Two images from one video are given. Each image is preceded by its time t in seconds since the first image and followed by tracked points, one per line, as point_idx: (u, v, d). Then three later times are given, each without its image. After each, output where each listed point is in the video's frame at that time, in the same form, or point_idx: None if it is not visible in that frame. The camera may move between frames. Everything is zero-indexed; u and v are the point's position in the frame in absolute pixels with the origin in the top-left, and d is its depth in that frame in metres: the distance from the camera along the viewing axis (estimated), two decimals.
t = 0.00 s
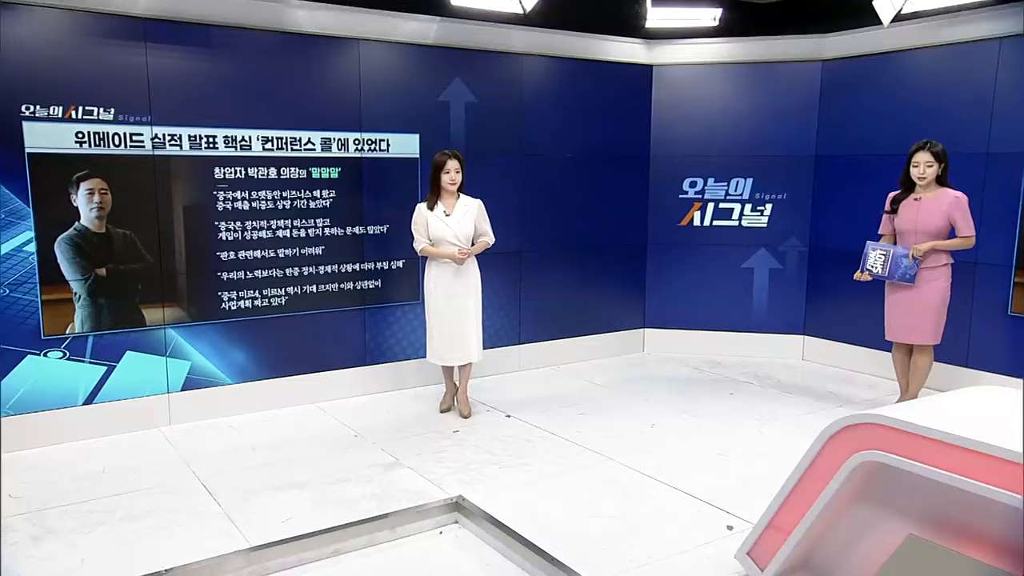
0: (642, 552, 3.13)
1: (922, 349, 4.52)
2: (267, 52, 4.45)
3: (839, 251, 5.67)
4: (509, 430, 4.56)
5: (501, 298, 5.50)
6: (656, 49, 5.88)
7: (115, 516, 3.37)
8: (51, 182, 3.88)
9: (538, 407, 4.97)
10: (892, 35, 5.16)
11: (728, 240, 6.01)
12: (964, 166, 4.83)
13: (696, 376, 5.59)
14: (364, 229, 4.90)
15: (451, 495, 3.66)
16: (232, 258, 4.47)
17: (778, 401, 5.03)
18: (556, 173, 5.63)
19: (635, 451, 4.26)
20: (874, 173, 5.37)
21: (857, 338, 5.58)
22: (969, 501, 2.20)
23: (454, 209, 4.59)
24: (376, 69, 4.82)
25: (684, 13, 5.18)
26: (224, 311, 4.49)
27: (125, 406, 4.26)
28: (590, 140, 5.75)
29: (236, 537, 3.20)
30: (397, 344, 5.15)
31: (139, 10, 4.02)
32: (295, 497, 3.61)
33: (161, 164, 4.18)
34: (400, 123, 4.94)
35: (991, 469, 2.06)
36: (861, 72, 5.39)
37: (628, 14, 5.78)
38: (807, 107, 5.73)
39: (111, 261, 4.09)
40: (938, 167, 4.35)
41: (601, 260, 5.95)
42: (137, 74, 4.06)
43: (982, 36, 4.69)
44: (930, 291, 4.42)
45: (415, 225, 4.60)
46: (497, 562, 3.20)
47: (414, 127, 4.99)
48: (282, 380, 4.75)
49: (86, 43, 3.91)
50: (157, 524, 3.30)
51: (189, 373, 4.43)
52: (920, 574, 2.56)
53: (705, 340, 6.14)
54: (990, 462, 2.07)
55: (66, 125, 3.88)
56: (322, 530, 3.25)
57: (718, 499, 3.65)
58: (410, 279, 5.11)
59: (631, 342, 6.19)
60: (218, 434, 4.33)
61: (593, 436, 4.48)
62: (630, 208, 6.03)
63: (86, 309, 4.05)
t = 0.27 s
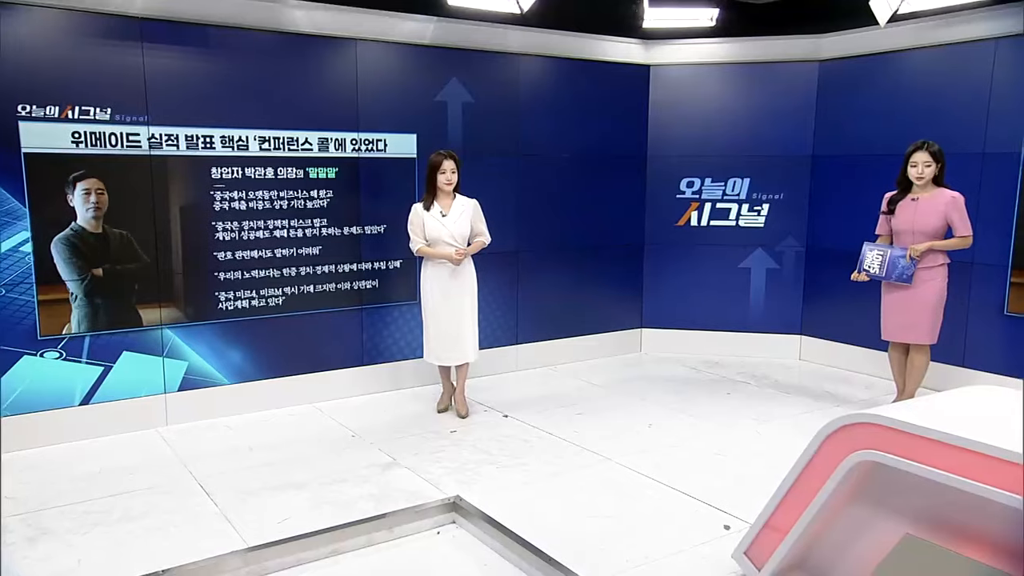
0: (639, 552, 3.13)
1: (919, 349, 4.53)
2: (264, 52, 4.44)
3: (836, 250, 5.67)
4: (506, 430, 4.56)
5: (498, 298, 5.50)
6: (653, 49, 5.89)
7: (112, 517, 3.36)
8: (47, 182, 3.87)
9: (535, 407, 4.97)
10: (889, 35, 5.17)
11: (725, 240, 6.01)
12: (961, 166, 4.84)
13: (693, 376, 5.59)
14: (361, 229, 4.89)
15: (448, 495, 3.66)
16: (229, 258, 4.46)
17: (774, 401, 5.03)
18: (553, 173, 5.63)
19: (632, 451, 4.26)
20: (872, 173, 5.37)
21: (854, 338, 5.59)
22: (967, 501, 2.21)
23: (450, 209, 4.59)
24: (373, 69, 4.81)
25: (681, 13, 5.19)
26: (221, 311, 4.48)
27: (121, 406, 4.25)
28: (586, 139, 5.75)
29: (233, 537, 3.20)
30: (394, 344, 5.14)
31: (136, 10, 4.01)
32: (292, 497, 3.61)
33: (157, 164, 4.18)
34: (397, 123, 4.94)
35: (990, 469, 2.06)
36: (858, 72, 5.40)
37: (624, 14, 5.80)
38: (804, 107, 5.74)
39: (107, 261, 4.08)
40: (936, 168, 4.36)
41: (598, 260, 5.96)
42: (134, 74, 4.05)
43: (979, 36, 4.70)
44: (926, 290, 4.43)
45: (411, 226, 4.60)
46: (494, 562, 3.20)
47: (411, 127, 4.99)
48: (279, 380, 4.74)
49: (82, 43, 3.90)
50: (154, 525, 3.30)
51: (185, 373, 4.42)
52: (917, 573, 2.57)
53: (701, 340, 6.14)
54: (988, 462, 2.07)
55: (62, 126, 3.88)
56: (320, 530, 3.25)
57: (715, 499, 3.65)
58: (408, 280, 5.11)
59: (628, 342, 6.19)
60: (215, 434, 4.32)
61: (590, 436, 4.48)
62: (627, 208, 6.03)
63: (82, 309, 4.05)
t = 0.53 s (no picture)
0: (631, 552, 3.13)
1: (908, 348, 4.56)
2: (254, 52, 4.43)
3: (826, 250, 5.70)
4: (498, 430, 4.56)
5: (489, 298, 5.50)
6: (644, 49, 5.90)
7: (101, 518, 3.35)
8: (36, 182, 3.84)
9: (527, 407, 4.98)
10: (879, 36, 5.20)
11: (716, 240, 6.02)
12: (949, 167, 4.87)
13: (684, 375, 5.61)
14: (352, 229, 4.88)
15: (440, 495, 3.66)
16: (219, 258, 4.45)
17: (765, 401, 5.05)
18: (545, 173, 5.64)
19: (624, 451, 4.26)
20: (862, 173, 5.40)
21: (844, 337, 5.62)
22: (960, 501, 2.21)
23: (442, 209, 4.59)
24: (364, 69, 4.80)
25: (672, 13, 5.20)
26: (212, 312, 4.47)
27: (110, 408, 4.22)
28: (577, 140, 5.76)
29: (224, 539, 3.19)
30: (386, 344, 5.14)
31: (125, 9, 3.99)
32: (283, 498, 3.60)
33: (147, 164, 4.16)
34: (388, 123, 4.93)
35: (989, 470, 2.06)
36: (848, 72, 5.42)
37: (616, 14, 5.83)
38: (794, 108, 5.76)
39: (96, 261, 4.06)
40: (924, 167, 4.39)
41: (590, 260, 5.97)
42: (123, 74, 4.03)
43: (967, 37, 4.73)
44: (915, 290, 4.46)
45: (402, 227, 4.55)
46: (486, 562, 3.20)
47: (402, 127, 4.99)
48: (271, 381, 4.73)
49: (70, 42, 3.88)
50: (143, 526, 3.28)
51: (176, 374, 4.41)
52: (906, 573, 2.58)
53: (693, 340, 6.16)
54: (987, 463, 2.06)
55: (51, 125, 3.85)
56: (311, 531, 3.24)
57: (706, 498, 3.67)
58: (399, 280, 5.11)
59: (620, 342, 6.20)
60: (206, 435, 4.30)
61: (582, 436, 4.49)
62: (618, 208, 6.04)
63: (71, 309, 4.02)
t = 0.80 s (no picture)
0: (614, 552, 3.14)
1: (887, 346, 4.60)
2: (236, 51, 4.40)
3: (807, 250, 5.75)
4: (482, 430, 4.56)
5: (473, 298, 5.50)
6: (627, 50, 5.91)
7: (80, 522, 3.31)
8: (14, 182, 3.80)
9: (511, 407, 4.98)
10: (858, 38, 5.25)
11: (699, 240, 6.05)
12: (928, 167, 4.92)
13: (667, 375, 5.63)
14: (336, 229, 4.86)
15: (424, 495, 3.65)
16: (201, 259, 4.41)
17: (748, 399, 5.08)
18: (529, 174, 5.64)
19: (608, 450, 4.28)
20: (842, 173, 5.44)
21: (826, 336, 5.67)
22: (947, 500, 2.21)
23: (430, 212, 4.59)
24: (347, 69, 4.79)
25: (655, 14, 5.21)
26: (194, 313, 4.43)
27: (90, 410, 4.18)
28: (560, 140, 5.77)
29: (205, 541, 3.17)
30: (370, 345, 5.12)
31: (103, 8, 3.96)
32: (265, 500, 3.58)
33: (128, 164, 4.12)
34: (371, 123, 4.91)
35: (988, 474, 2.04)
36: (829, 73, 5.47)
37: (600, 15, 5.87)
38: (776, 109, 5.80)
39: (75, 262, 4.02)
40: (902, 167, 4.44)
41: (573, 260, 5.97)
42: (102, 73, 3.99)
43: (945, 39, 4.78)
44: (895, 289, 4.50)
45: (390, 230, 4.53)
46: (470, 563, 3.20)
47: (386, 127, 4.97)
48: (254, 382, 4.70)
49: (48, 41, 3.84)
50: (124, 529, 3.26)
51: (157, 376, 4.37)
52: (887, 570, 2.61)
53: (676, 339, 6.18)
54: (987, 467, 2.04)
55: (28, 125, 3.81)
56: (293, 533, 3.22)
57: (689, 497, 3.68)
58: (383, 280, 5.10)
59: (603, 341, 6.21)
60: (188, 437, 4.27)
61: (566, 436, 4.49)
62: (602, 208, 6.05)
63: (50, 311, 3.98)
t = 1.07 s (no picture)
0: (591, 551, 3.16)
1: (866, 342, 4.67)
2: (209, 50, 4.36)
3: (782, 249, 5.81)
4: (460, 430, 4.55)
5: (451, 299, 5.49)
6: (603, 50, 5.93)
7: (51, 528, 3.26)
8: None
9: (489, 407, 4.98)
10: (829, 40, 5.32)
11: (676, 240, 6.09)
12: (899, 167, 4.99)
13: (644, 374, 5.66)
14: (312, 229, 4.83)
15: (401, 497, 3.64)
16: (175, 260, 4.37)
17: (724, 397, 5.13)
18: (506, 174, 5.65)
19: (585, 449, 4.29)
20: (816, 173, 5.51)
21: (800, 334, 5.73)
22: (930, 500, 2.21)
23: (417, 212, 4.61)
24: (322, 68, 4.76)
25: (631, 15, 5.24)
26: (167, 315, 4.38)
27: (61, 414, 4.12)
28: (537, 140, 5.78)
29: (179, 546, 3.13)
30: (347, 345, 5.10)
31: (73, 5, 3.90)
32: (240, 502, 3.55)
33: (99, 164, 4.06)
34: (347, 123, 4.89)
35: (987, 478, 2.01)
36: (802, 74, 5.53)
37: (575, 16, 5.91)
38: (751, 109, 5.85)
39: (45, 264, 3.96)
40: (873, 166, 4.51)
41: (551, 260, 5.99)
42: (72, 71, 3.94)
43: (914, 41, 4.86)
44: (870, 287, 4.56)
45: (374, 227, 4.52)
46: (447, 563, 3.20)
47: (362, 127, 4.96)
48: (229, 383, 4.66)
49: (15, 39, 3.78)
50: (95, 534, 3.22)
51: (130, 378, 4.32)
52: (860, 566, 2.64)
53: (654, 339, 6.21)
54: (985, 470, 2.02)
55: None
56: (269, 536, 3.20)
57: (666, 495, 3.71)
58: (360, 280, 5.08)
59: (581, 341, 6.23)
60: (163, 440, 4.23)
61: (544, 436, 4.50)
62: (579, 208, 6.07)
63: (19, 313, 3.92)
